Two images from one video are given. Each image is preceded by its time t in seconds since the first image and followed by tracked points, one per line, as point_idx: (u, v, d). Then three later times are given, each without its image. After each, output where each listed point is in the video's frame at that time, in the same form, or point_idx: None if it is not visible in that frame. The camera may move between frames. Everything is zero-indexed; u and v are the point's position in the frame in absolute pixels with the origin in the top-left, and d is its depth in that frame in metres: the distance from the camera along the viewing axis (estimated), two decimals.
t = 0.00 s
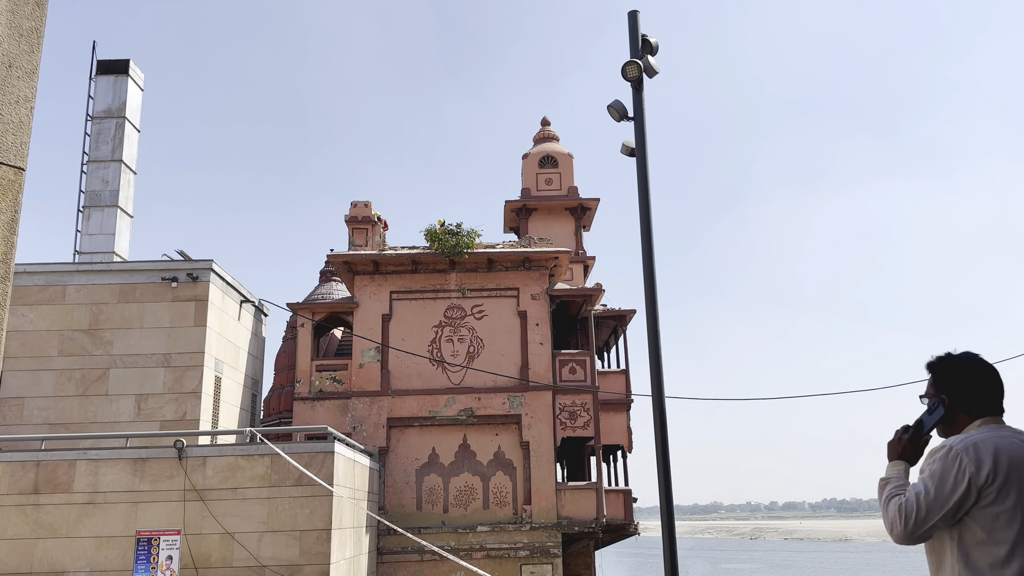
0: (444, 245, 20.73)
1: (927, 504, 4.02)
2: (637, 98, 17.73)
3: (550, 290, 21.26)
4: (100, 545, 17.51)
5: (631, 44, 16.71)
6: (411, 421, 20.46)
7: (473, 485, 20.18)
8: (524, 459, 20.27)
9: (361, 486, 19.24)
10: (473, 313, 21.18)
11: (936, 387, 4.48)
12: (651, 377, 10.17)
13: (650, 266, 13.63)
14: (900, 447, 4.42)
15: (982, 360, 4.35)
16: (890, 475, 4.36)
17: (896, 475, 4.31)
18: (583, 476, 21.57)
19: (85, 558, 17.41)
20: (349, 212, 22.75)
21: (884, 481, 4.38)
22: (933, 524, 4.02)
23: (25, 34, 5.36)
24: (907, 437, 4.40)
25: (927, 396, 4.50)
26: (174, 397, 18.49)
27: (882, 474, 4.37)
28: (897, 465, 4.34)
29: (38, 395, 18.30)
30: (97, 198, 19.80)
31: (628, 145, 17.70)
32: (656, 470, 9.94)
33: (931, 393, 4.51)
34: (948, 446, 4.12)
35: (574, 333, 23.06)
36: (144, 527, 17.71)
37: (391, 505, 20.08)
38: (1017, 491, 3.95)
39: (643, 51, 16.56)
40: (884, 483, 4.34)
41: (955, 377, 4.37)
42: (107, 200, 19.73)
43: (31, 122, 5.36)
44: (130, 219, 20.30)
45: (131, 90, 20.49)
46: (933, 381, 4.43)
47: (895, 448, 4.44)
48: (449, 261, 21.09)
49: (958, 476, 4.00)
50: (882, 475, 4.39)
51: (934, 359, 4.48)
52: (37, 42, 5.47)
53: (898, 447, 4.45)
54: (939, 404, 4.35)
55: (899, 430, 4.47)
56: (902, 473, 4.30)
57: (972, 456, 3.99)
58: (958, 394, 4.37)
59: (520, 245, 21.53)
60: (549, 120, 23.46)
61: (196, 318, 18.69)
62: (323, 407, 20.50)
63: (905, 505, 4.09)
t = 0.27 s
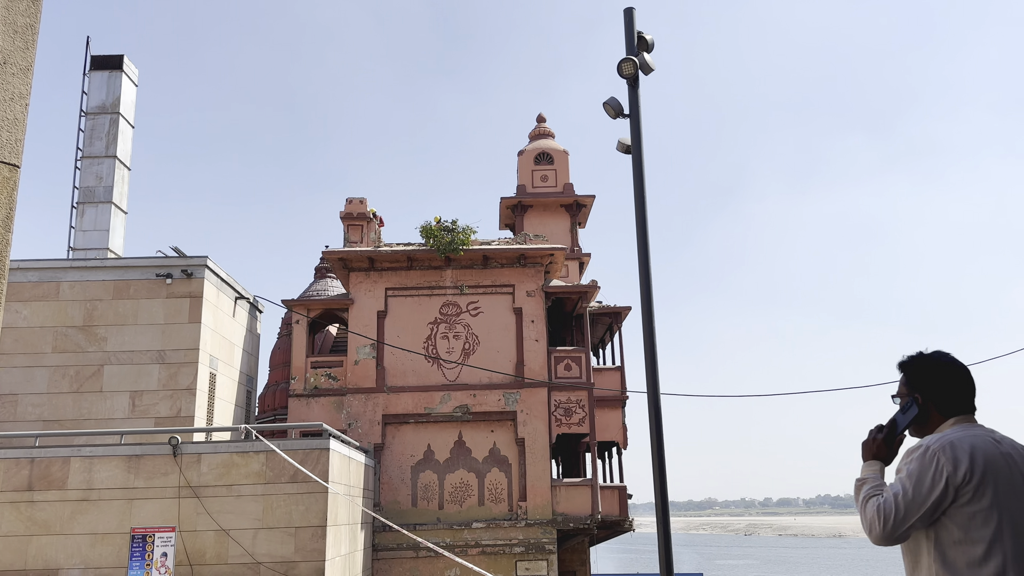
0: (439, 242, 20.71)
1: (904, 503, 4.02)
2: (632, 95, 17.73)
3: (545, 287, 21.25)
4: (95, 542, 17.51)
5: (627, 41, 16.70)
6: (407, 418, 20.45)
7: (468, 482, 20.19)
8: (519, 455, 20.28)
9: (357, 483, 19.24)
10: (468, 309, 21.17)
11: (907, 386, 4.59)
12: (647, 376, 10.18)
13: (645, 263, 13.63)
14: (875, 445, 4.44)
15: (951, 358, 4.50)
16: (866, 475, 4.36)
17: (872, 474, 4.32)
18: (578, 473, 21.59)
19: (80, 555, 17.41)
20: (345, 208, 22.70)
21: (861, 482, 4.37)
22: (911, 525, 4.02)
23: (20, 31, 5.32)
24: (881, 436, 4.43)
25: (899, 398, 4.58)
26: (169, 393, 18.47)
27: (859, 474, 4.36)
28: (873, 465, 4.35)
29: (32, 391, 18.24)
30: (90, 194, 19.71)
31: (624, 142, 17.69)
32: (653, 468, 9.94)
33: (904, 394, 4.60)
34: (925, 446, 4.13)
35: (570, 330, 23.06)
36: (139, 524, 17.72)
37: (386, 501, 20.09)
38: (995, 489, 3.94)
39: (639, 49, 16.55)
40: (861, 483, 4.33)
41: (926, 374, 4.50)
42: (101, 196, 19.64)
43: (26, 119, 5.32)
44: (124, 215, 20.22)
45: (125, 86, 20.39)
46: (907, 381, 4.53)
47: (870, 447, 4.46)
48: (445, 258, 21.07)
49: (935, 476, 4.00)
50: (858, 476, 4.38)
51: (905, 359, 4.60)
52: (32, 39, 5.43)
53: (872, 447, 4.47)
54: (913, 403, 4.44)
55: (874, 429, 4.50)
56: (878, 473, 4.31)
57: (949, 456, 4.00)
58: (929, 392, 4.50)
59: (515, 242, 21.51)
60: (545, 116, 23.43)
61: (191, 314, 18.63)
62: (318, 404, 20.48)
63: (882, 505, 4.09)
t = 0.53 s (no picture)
0: (433, 238, 20.35)
1: (886, 508, 3.82)
2: (631, 89, 17.40)
3: (541, 284, 20.90)
4: (81, 544, 17.14)
5: (625, 34, 16.36)
6: (400, 418, 20.09)
7: (463, 483, 19.83)
8: (514, 456, 19.93)
9: (349, 484, 18.88)
10: (463, 307, 20.81)
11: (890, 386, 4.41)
12: (648, 374, 9.83)
13: (643, 261, 13.28)
14: (859, 449, 4.24)
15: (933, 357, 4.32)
16: (849, 478, 4.17)
17: (855, 478, 4.12)
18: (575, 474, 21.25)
19: (66, 557, 17.05)
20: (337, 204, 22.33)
21: (844, 486, 4.18)
22: (894, 530, 3.82)
23: None
24: (865, 439, 4.23)
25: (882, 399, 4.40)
26: (157, 393, 18.08)
27: (842, 479, 4.18)
28: (857, 468, 4.16)
29: (17, 391, 17.85)
30: (77, 189, 19.29)
31: (621, 136, 17.34)
32: (655, 471, 9.60)
33: (887, 396, 4.41)
34: (911, 447, 3.91)
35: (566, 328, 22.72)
36: (126, 526, 17.34)
37: (379, 503, 19.72)
38: (980, 491, 3.73)
39: (637, 42, 16.21)
40: (844, 487, 4.14)
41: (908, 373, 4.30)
42: (87, 191, 19.23)
43: None
44: (111, 211, 19.81)
45: (112, 79, 19.97)
46: (889, 381, 4.34)
47: (854, 451, 4.26)
48: (439, 255, 20.71)
49: (919, 478, 3.79)
50: (841, 481, 4.19)
51: (888, 359, 4.42)
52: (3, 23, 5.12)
53: (856, 450, 4.28)
54: (896, 404, 4.25)
55: (857, 432, 4.30)
56: (863, 477, 4.11)
57: (933, 457, 3.78)
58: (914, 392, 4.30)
59: (511, 238, 21.16)
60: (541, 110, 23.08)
61: (180, 312, 18.24)
62: (310, 404, 20.11)
63: (864, 510, 3.89)
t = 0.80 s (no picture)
0: (428, 234, 19.66)
1: (899, 518, 3.94)
2: (633, 79, 16.69)
3: (540, 283, 20.20)
4: (60, 553, 16.45)
5: (626, 21, 15.64)
6: (393, 421, 19.39)
7: (458, 489, 19.13)
8: (512, 461, 19.23)
9: (340, 490, 18.16)
10: (458, 306, 20.10)
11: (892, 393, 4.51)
12: (648, 371, 9.16)
13: (646, 258, 12.57)
14: (862, 456, 4.35)
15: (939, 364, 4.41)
16: (855, 488, 4.27)
17: (861, 488, 4.24)
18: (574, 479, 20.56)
19: (44, 567, 16.37)
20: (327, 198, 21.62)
21: (849, 495, 4.30)
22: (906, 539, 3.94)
23: None
24: (868, 446, 4.34)
25: (885, 405, 4.49)
26: (139, 395, 17.35)
27: (848, 489, 4.28)
28: (862, 477, 4.28)
29: None
30: (56, 183, 18.58)
31: (623, 129, 16.64)
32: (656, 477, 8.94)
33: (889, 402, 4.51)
34: (918, 456, 4.04)
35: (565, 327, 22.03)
36: (107, 534, 16.62)
37: (371, 509, 19.01)
38: (989, 500, 3.86)
39: (639, 29, 15.50)
40: (851, 497, 4.26)
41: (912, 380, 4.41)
42: (66, 185, 18.52)
43: None
44: (92, 206, 19.10)
45: (93, 68, 19.26)
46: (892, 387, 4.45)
47: (857, 458, 4.36)
48: (433, 252, 20.01)
49: (930, 488, 3.92)
50: (847, 491, 4.31)
51: (890, 365, 4.54)
52: None
53: (859, 458, 4.39)
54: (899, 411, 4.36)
55: (860, 439, 4.41)
56: (868, 486, 4.24)
57: (944, 467, 3.92)
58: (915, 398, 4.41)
59: (508, 234, 20.46)
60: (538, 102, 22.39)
61: (163, 311, 17.52)
62: (299, 407, 19.40)
63: (875, 520, 4.00)
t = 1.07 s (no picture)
0: (424, 232, 19.15)
1: (929, 523, 3.89)
2: (635, 72, 16.17)
3: (540, 282, 19.69)
4: (46, 560, 15.94)
5: (629, 12, 15.12)
6: (389, 425, 18.88)
7: (456, 494, 18.61)
8: (511, 465, 18.72)
9: (334, 495, 17.65)
10: (456, 306, 19.58)
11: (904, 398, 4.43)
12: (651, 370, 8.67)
13: (649, 256, 12.06)
14: (880, 461, 4.25)
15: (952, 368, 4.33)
16: (876, 492, 4.16)
17: (884, 492, 4.13)
18: (575, 484, 20.05)
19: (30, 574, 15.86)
20: (321, 195, 21.10)
21: (869, 499, 4.19)
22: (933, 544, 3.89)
23: None
24: (887, 452, 4.24)
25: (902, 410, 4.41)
26: (127, 398, 16.83)
27: (869, 494, 4.17)
28: (883, 481, 4.17)
29: None
30: (41, 178, 18.09)
31: (625, 123, 16.12)
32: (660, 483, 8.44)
33: (907, 406, 4.42)
34: (944, 462, 4.01)
35: (566, 327, 21.52)
36: (94, 540, 16.11)
37: (366, 515, 18.50)
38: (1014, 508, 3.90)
39: (643, 21, 14.97)
40: (874, 502, 4.14)
41: (924, 383, 4.33)
42: (52, 180, 18.02)
43: None
44: (79, 202, 18.61)
45: (79, 60, 18.75)
46: (912, 391, 4.36)
47: (875, 464, 4.26)
48: (430, 249, 19.49)
49: (959, 493, 3.90)
50: (867, 494, 4.19)
51: (907, 370, 4.45)
52: None
53: (878, 462, 4.28)
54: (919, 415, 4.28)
55: (879, 444, 4.31)
56: (890, 490, 4.14)
57: (974, 473, 3.90)
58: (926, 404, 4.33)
59: (507, 232, 19.94)
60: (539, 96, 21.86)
61: (151, 311, 17.00)
62: (292, 409, 18.88)
63: (905, 525, 3.92)
